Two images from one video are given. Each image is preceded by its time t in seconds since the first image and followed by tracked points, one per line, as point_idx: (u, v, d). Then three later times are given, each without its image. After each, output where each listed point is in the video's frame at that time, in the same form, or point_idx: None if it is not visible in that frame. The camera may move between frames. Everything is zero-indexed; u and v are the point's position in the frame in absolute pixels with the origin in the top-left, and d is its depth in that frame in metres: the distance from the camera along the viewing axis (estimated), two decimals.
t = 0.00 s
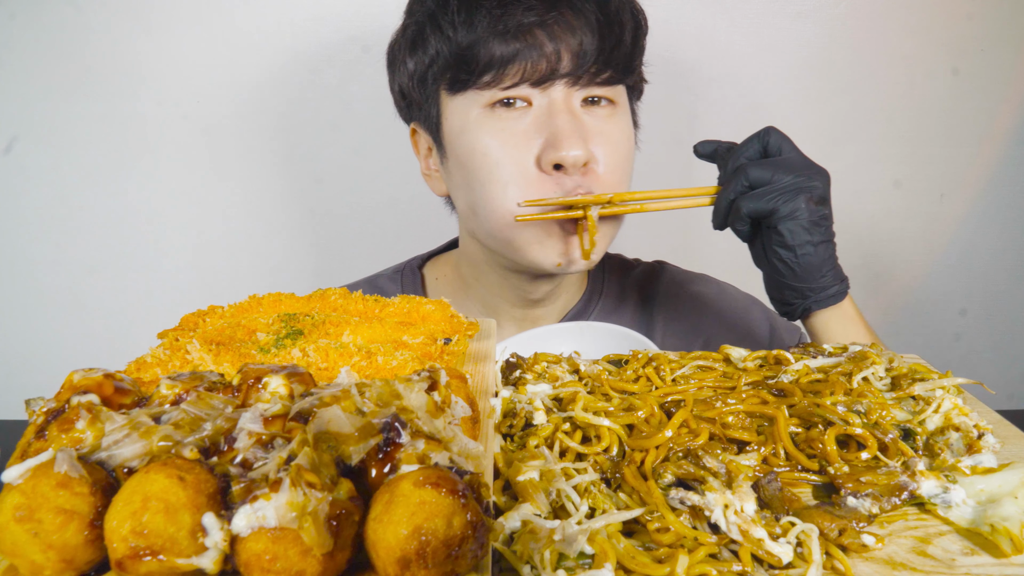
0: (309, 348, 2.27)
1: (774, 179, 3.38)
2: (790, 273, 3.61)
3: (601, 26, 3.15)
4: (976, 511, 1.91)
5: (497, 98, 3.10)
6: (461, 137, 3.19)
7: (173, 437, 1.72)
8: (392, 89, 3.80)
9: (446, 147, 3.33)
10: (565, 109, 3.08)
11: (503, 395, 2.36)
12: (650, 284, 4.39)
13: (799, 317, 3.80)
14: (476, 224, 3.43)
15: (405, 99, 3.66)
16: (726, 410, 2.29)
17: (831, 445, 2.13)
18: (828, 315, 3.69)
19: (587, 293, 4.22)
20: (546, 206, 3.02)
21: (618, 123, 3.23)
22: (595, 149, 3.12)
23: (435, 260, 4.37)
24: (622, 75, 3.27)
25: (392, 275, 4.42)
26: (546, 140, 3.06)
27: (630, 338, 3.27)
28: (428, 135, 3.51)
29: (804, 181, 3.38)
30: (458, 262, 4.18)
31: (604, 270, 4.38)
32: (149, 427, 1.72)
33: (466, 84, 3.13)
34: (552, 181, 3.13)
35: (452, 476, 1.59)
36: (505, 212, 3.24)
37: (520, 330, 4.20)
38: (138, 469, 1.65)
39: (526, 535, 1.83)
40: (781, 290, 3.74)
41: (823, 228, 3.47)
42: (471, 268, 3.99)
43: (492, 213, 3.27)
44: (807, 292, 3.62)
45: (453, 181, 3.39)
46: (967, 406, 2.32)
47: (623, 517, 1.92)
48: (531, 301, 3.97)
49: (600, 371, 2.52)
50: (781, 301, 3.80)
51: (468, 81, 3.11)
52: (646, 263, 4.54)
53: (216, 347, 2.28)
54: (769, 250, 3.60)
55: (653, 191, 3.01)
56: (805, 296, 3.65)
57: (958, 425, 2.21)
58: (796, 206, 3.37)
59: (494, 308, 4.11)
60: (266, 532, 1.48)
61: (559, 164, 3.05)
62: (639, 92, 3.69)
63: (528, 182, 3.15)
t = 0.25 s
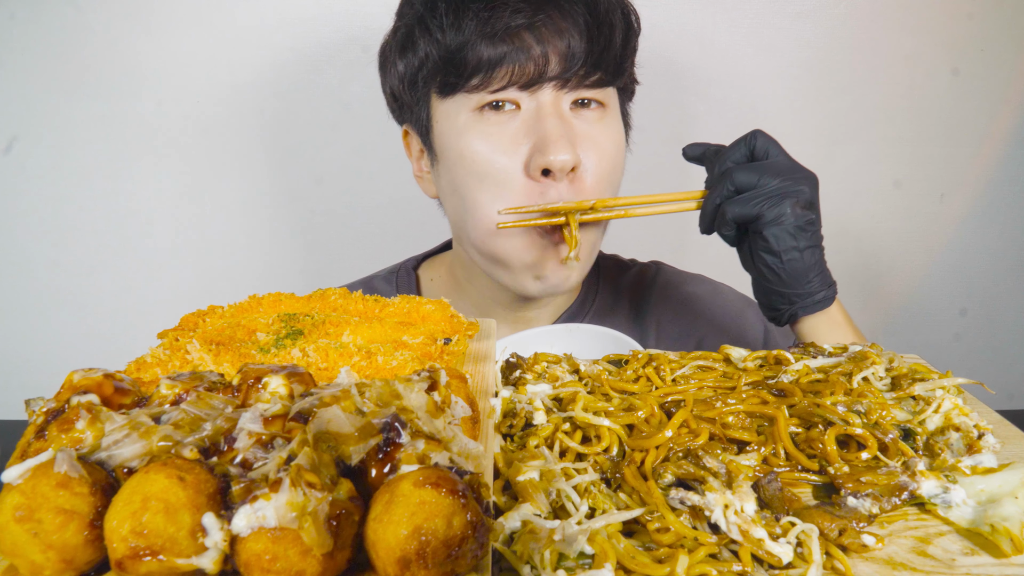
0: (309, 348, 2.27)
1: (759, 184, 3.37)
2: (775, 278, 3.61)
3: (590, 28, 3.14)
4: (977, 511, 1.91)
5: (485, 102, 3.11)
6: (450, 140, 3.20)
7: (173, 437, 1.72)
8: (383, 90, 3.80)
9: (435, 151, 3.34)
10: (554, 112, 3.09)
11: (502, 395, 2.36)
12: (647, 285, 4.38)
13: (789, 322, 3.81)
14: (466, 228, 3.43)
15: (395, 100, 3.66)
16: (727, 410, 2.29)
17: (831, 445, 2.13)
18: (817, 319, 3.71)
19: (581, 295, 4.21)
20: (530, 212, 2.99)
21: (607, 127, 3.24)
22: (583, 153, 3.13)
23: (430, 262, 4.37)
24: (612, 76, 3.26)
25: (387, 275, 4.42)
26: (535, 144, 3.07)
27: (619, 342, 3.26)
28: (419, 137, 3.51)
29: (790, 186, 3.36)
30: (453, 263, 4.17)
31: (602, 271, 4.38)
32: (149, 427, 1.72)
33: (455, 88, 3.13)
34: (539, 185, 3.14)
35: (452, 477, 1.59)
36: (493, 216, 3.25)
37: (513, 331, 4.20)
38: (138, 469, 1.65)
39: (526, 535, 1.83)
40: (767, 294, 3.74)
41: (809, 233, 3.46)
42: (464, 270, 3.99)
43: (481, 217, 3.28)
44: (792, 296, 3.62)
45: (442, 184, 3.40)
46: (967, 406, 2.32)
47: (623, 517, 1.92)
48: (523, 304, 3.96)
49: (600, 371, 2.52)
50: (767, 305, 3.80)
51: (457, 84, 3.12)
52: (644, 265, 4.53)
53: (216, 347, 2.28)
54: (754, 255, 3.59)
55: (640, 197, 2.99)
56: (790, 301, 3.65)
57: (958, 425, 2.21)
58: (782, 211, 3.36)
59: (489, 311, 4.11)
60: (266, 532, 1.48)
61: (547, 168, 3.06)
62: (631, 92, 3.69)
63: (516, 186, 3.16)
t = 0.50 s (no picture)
0: (309, 348, 2.26)
1: (757, 194, 3.38)
2: (773, 289, 3.59)
3: (588, 34, 3.13)
4: (977, 511, 1.91)
5: (483, 108, 3.10)
6: (447, 146, 3.20)
7: (173, 437, 1.72)
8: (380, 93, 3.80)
9: (433, 156, 3.34)
10: (552, 120, 3.07)
11: (503, 395, 2.36)
12: (647, 289, 4.38)
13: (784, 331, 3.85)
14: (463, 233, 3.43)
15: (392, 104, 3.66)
16: (727, 410, 2.29)
17: (831, 445, 2.14)
18: (812, 328, 3.73)
19: (582, 297, 4.21)
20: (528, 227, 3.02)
21: (606, 133, 3.23)
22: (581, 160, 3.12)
23: (428, 263, 4.37)
24: (611, 82, 3.26)
25: (385, 276, 4.42)
26: (532, 151, 3.06)
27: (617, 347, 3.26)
28: (416, 142, 3.51)
29: (788, 196, 3.37)
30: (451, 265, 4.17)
31: (602, 275, 4.38)
32: (149, 427, 1.72)
33: (452, 94, 3.13)
34: (537, 192, 3.13)
35: (452, 477, 1.59)
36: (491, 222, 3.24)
37: (512, 334, 4.20)
38: (137, 469, 1.65)
39: (526, 535, 1.83)
40: (766, 305, 3.72)
41: (807, 244, 3.45)
42: (461, 272, 3.99)
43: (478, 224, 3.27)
44: (791, 307, 3.61)
45: (440, 190, 3.40)
46: (967, 406, 2.31)
47: (623, 518, 1.92)
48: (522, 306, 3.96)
49: (600, 371, 2.52)
50: (766, 316, 3.79)
51: (455, 90, 3.12)
52: (645, 267, 4.53)
53: (216, 347, 2.28)
54: (753, 265, 3.58)
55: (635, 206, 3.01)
56: (789, 311, 3.63)
57: (959, 425, 2.20)
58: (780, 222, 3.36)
59: (487, 313, 4.11)
60: (266, 532, 1.48)
61: (544, 176, 3.05)
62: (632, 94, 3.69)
63: (514, 193, 3.15)
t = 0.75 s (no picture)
0: (309, 348, 2.26)
1: (762, 204, 3.37)
2: (778, 298, 3.61)
3: (597, 39, 3.13)
4: (977, 511, 1.91)
5: (490, 113, 3.10)
6: (454, 151, 3.20)
7: (173, 437, 1.72)
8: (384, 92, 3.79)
9: (439, 160, 3.34)
10: (559, 126, 3.08)
11: (503, 395, 2.36)
12: (652, 290, 4.37)
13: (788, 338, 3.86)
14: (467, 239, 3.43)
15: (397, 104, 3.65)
16: (727, 410, 2.29)
17: (831, 445, 2.13)
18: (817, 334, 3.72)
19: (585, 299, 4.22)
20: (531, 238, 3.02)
21: (613, 140, 3.23)
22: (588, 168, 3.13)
23: (432, 262, 4.36)
24: (618, 86, 3.26)
25: (389, 276, 4.42)
26: (539, 158, 3.07)
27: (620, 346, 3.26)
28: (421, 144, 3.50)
29: (794, 206, 3.36)
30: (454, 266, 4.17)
31: (606, 277, 4.37)
32: (149, 427, 1.72)
33: (459, 98, 3.13)
34: (542, 199, 3.14)
35: (452, 477, 1.59)
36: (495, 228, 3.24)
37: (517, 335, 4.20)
38: (137, 469, 1.65)
39: (526, 535, 1.83)
40: (771, 314, 3.73)
41: (812, 254, 3.45)
42: (466, 273, 4.00)
43: (483, 229, 3.27)
44: (796, 317, 3.61)
45: (445, 193, 3.40)
46: (967, 406, 2.31)
47: (623, 517, 1.92)
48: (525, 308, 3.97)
49: (600, 371, 2.52)
50: (772, 325, 3.79)
51: (462, 94, 3.11)
52: (650, 268, 4.51)
53: (216, 347, 2.28)
54: (758, 274, 3.59)
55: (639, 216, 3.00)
56: (795, 321, 3.64)
57: (958, 425, 2.20)
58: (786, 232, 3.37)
59: (492, 313, 4.11)
60: (266, 532, 1.48)
61: (551, 183, 3.06)
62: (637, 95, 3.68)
63: (520, 199, 3.16)
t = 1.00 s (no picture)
0: (309, 348, 2.26)
1: (766, 206, 3.38)
2: (782, 300, 3.60)
3: (599, 39, 3.12)
4: (977, 511, 1.91)
5: (492, 114, 3.10)
6: (456, 152, 3.20)
7: (173, 437, 1.72)
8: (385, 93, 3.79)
9: (441, 161, 3.33)
10: (562, 126, 3.08)
11: (503, 395, 2.36)
12: (654, 292, 4.37)
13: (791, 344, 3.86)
14: (470, 239, 3.44)
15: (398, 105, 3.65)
16: (727, 410, 2.29)
17: (831, 445, 2.13)
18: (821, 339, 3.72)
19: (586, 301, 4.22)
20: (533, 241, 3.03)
21: (616, 140, 3.24)
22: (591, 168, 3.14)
23: (434, 263, 4.36)
24: (621, 86, 3.26)
25: (391, 276, 4.42)
26: (543, 158, 3.07)
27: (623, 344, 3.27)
28: (423, 144, 3.50)
29: (798, 208, 3.36)
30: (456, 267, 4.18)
31: (610, 279, 4.37)
32: (149, 427, 1.72)
33: (461, 99, 3.13)
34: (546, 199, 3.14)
35: (452, 477, 1.59)
36: (498, 228, 3.25)
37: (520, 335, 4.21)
38: (137, 469, 1.66)
39: (526, 535, 1.83)
40: (775, 317, 3.73)
41: (816, 256, 3.45)
42: (469, 273, 4.00)
43: (487, 230, 3.28)
44: (800, 320, 3.61)
45: (447, 194, 3.40)
46: (967, 406, 2.31)
47: (623, 518, 1.92)
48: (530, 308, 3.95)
49: (600, 371, 2.52)
50: (776, 328, 3.79)
51: (464, 95, 3.11)
52: (652, 270, 4.51)
53: (216, 347, 2.28)
54: (761, 277, 3.59)
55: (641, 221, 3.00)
56: (798, 324, 3.64)
57: (958, 425, 2.20)
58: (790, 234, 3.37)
59: (494, 314, 4.11)
60: (266, 531, 1.48)
61: (554, 184, 3.06)
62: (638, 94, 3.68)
63: (523, 199, 3.16)
